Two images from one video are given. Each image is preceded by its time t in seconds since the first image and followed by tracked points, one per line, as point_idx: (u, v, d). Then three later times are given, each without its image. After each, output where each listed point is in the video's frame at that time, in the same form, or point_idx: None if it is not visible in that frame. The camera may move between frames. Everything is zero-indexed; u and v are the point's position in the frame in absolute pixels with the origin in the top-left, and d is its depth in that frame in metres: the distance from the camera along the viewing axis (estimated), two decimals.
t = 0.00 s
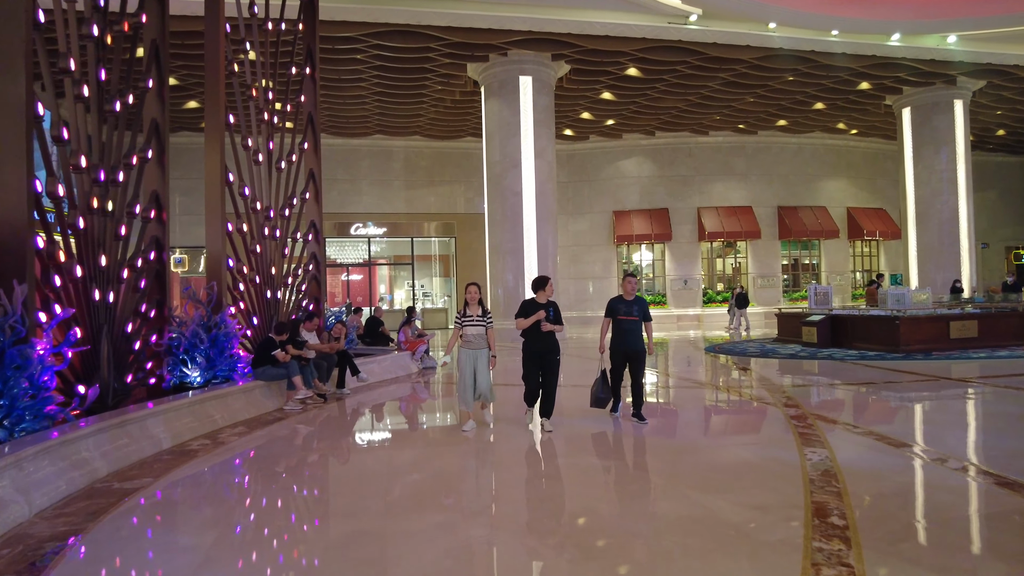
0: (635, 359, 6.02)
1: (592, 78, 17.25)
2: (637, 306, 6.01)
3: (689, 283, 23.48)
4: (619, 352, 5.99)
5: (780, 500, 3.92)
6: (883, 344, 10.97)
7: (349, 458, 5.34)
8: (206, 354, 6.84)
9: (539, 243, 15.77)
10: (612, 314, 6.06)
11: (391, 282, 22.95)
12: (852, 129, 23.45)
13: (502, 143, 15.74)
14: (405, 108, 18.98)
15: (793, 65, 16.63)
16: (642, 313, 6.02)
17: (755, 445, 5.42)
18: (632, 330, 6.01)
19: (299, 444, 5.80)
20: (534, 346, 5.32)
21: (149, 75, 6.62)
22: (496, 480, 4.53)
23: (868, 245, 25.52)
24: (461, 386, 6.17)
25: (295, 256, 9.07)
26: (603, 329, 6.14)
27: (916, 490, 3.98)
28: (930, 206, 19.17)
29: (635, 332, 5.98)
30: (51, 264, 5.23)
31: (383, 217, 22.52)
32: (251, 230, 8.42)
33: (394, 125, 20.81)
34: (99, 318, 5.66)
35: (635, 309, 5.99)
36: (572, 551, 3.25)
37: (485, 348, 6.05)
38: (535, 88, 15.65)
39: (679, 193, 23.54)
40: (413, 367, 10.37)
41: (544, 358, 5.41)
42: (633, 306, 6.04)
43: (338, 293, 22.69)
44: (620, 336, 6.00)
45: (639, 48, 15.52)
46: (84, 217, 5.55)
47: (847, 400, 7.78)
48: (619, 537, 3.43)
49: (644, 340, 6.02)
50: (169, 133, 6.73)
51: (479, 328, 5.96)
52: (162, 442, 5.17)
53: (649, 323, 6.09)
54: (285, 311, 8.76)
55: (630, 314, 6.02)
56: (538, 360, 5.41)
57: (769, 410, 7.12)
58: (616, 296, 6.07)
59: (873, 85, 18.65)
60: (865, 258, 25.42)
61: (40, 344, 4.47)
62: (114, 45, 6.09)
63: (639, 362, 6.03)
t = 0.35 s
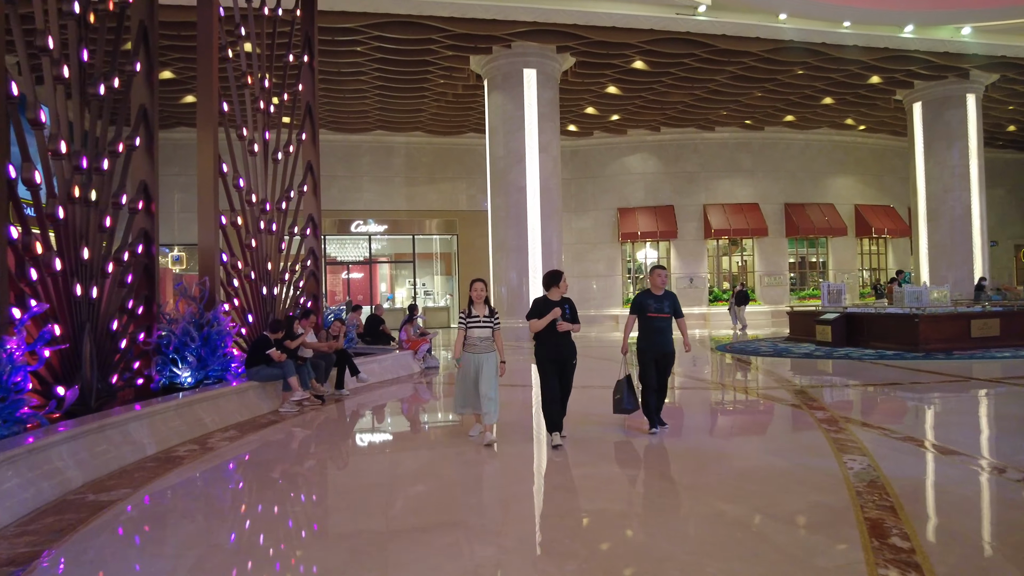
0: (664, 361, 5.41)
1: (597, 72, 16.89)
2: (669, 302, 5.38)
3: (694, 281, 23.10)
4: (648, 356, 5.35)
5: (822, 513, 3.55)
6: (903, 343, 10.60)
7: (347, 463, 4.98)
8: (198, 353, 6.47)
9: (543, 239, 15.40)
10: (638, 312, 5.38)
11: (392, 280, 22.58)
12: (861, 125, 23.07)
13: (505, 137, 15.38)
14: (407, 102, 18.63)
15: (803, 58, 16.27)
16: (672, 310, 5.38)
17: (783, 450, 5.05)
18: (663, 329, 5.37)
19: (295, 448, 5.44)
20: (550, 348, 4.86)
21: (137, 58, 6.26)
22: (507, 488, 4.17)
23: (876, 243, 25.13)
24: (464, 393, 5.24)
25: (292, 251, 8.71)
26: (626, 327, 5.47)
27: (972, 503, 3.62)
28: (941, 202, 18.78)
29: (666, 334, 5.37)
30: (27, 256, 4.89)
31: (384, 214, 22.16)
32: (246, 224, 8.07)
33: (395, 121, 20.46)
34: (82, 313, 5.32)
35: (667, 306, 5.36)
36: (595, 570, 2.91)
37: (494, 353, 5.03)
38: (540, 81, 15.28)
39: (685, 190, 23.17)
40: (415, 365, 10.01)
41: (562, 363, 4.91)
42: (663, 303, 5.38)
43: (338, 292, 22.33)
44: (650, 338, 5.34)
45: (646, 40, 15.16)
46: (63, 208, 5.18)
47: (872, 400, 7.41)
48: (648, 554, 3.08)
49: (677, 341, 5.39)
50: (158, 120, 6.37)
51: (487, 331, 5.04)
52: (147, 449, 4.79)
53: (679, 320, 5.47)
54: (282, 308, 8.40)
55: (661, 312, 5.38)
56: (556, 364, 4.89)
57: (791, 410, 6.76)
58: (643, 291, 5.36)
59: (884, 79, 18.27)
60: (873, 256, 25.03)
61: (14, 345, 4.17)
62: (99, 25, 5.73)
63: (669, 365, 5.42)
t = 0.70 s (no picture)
0: (698, 361, 4.82)
1: (602, 60, 16.48)
2: (697, 294, 4.85)
3: (699, 274, 22.74)
4: (680, 355, 4.75)
5: (869, 530, 3.22)
6: (919, 338, 10.26)
7: (345, 467, 4.65)
8: (187, 349, 6.13)
9: (547, 230, 15.05)
10: (663, 307, 4.85)
11: (392, 272, 22.22)
12: (869, 115, 22.67)
13: (508, 126, 15.00)
14: (407, 91, 18.23)
15: (812, 46, 15.89)
16: (701, 302, 4.86)
17: (811, 453, 4.72)
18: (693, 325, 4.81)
19: (289, 449, 5.12)
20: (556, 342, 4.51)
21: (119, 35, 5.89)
22: (517, 497, 3.84)
23: (883, 236, 24.76)
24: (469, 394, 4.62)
25: (287, 242, 8.38)
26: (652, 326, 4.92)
27: None
28: (952, 194, 18.41)
29: (695, 330, 4.83)
30: None
31: (384, 205, 21.79)
32: (239, 213, 7.73)
33: (395, 110, 20.07)
34: (60, 307, 4.99)
35: (694, 298, 4.82)
36: None
37: (503, 347, 4.52)
38: (544, 68, 14.89)
39: (690, 181, 22.79)
40: (415, 360, 9.68)
41: (575, 359, 4.55)
42: (690, 295, 4.85)
43: (337, 284, 22.00)
44: (680, 335, 4.78)
45: (652, 26, 14.75)
46: (36, 193, 4.83)
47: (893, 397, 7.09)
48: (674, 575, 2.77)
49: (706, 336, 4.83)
50: (143, 101, 6.01)
51: (495, 324, 4.50)
52: (125, 452, 4.45)
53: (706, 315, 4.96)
54: (276, 301, 8.07)
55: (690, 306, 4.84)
56: (566, 361, 4.53)
57: (811, 408, 6.43)
58: (666, 283, 4.85)
59: (895, 68, 17.85)
60: (879, 249, 24.66)
61: None
62: None
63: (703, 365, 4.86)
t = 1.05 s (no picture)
0: (735, 369, 4.28)
1: (606, 48, 16.05)
2: (735, 293, 4.30)
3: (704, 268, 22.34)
4: (712, 363, 4.25)
5: (928, 564, 2.86)
6: (938, 335, 9.89)
7: (340, 479, 4.29)
8: (173, 350, 5.77)
9: (550, 224, 14.66)
10: (695, 307, 4.35)
11: (392, 267, 21.84)
12: (877, 106, 22.24)
13: (510, 117, 14.59)
14: (406, 81, 17.81)
15: (823, 34, 15.45)
16: (740, 303, 4.32)
17: (845, 465, 4.36)
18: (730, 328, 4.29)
19: (281, 458, 4.76)
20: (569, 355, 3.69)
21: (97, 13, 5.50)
22: (528, 517, 3.48)
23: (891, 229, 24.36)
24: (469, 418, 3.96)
25: (281, 236, 8.01)
26: (683, 328, 4.43)
27: None
28: (964, 186, 18.00)
29: (729, 335, 4.28)
30: None
31: (384, 198, 21.38)
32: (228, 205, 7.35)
33: (395, 101, 19.64)
34: (31, 307, 4.64)
35: (732, 298, 4.28)
36: None
37: (510, 359, 4.00)
38: (547, 57, 14.47)
39: (695, 174, 22.38)
40: (415, 359, 9.31)
41: (588, 371, 3.72)
42: (728, 294, 4.31)
43: (337, 279, 21.64)
44: (712, 340, 4.28)
45: (659, 14, 14.31)
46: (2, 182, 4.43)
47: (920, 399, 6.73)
48: None
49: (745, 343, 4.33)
50: (123, 85, 5.62)
51: (503, 331, 3.99)
52: (97, 466, 4.08)
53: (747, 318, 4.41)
54: (270, 298, 7.70)
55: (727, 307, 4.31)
56: (579, 373, 3.71)
57: (835, 411, 6.06)
58: (701, 280, 4.36)
59: (906, 57, 17.41)
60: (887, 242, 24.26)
61: None
62: None
63: (741, 375, 4.27)
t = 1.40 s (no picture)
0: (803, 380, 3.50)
1: (612, 40, 15.68)
2: (808, 288, 3.54)
3: (711, 265, 21.97)
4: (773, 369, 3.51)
5: None
6: (962, 334, 9.51)
7: (338, 488, 3.93)
8: (162, 349, 5.43)
9: (556, 220, 14.28)
10: (759, 300, 3.62)
11: (393, 263, 21.48)
12: (887, 101, 21.84)
13: (515, 109, 14.21)
14: (407, 74, 17.43)
15: (836, 24, 15.05)
16: (813, 299, 3.56)
17: (891, 475, 3.98)
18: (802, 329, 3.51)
19: (275, 465, 4.41)
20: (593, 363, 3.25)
21: None
22: (545, 532, 3.14)
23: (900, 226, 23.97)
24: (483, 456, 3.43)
25: (278, 230, 7.63)
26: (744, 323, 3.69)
27: None
28: (978, 181, 17.61)
29: (798, 337, 3.50)
30: None
31: (385, 194, 21.00)
32: (222, 196, 6.99)
33: (396, 95, 19.26)
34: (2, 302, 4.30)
35: (805, 293, 3.53)
36: None
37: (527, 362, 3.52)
38: (552, 47, 14.11)
39: (701, 169, 22.00)
40: (418, 359, 8.93)
41: (617, 378, 3.28)
42: (799, 288, 3.56)
43: (337, 276, 21.27)
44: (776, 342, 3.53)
45: (667, 3, 13.93)
46: None
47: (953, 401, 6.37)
48: None
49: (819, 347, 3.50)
50: (107, 66, 5.25)
51: (521, 328, 3.52)
52: (69, 479, 3.71)
53: (826, 318, 3.61)
54: (265, 294, 7.34)
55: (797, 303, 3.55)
56: (603, 379, 3.25)
57: (867, 413, 5.70)
58: (769, 270, 3.63)
59: (920, 48, 17.00)
60: (896, 240, 23.87)
61: None
62: None
63: (811, 387, 3.51)
